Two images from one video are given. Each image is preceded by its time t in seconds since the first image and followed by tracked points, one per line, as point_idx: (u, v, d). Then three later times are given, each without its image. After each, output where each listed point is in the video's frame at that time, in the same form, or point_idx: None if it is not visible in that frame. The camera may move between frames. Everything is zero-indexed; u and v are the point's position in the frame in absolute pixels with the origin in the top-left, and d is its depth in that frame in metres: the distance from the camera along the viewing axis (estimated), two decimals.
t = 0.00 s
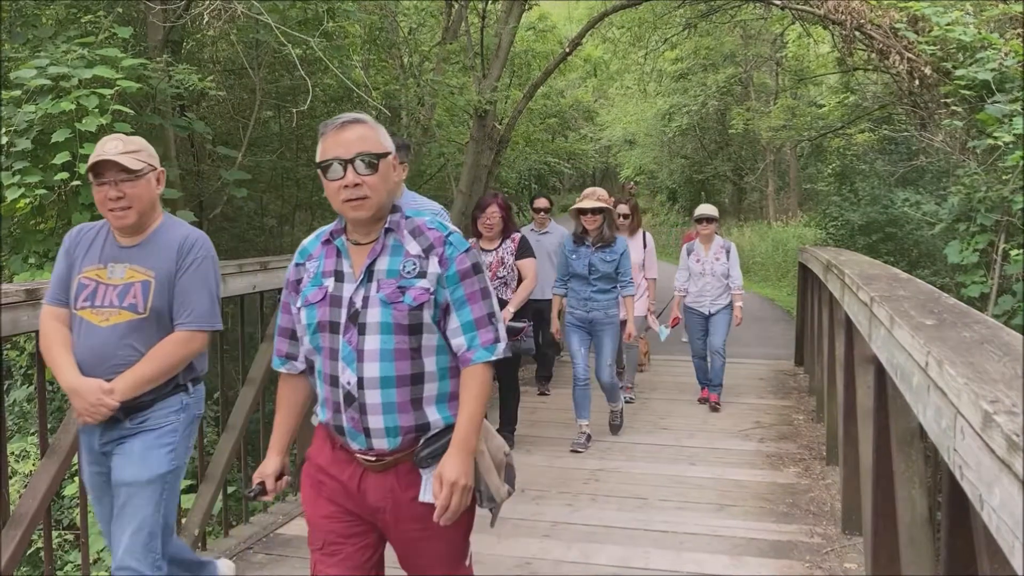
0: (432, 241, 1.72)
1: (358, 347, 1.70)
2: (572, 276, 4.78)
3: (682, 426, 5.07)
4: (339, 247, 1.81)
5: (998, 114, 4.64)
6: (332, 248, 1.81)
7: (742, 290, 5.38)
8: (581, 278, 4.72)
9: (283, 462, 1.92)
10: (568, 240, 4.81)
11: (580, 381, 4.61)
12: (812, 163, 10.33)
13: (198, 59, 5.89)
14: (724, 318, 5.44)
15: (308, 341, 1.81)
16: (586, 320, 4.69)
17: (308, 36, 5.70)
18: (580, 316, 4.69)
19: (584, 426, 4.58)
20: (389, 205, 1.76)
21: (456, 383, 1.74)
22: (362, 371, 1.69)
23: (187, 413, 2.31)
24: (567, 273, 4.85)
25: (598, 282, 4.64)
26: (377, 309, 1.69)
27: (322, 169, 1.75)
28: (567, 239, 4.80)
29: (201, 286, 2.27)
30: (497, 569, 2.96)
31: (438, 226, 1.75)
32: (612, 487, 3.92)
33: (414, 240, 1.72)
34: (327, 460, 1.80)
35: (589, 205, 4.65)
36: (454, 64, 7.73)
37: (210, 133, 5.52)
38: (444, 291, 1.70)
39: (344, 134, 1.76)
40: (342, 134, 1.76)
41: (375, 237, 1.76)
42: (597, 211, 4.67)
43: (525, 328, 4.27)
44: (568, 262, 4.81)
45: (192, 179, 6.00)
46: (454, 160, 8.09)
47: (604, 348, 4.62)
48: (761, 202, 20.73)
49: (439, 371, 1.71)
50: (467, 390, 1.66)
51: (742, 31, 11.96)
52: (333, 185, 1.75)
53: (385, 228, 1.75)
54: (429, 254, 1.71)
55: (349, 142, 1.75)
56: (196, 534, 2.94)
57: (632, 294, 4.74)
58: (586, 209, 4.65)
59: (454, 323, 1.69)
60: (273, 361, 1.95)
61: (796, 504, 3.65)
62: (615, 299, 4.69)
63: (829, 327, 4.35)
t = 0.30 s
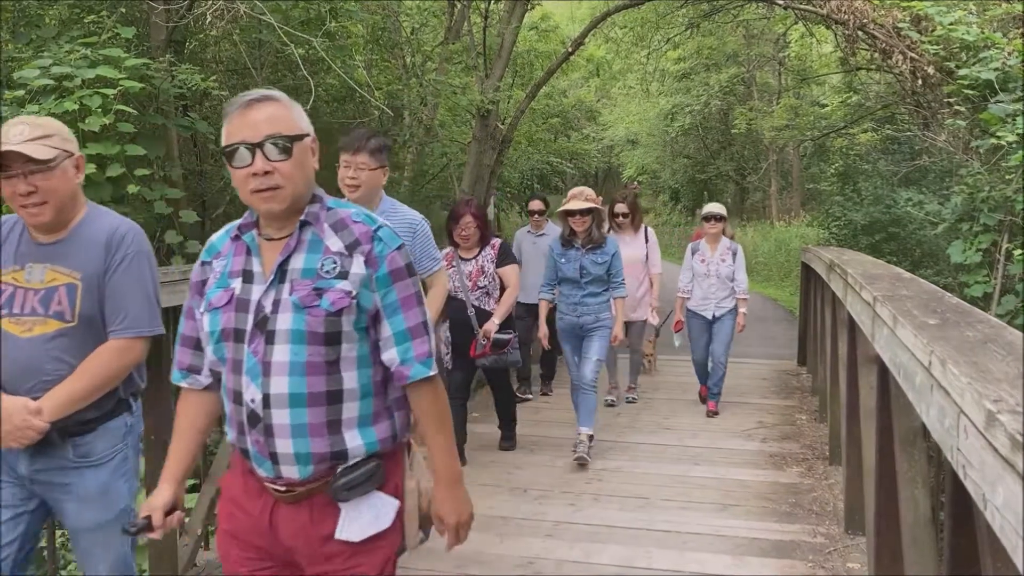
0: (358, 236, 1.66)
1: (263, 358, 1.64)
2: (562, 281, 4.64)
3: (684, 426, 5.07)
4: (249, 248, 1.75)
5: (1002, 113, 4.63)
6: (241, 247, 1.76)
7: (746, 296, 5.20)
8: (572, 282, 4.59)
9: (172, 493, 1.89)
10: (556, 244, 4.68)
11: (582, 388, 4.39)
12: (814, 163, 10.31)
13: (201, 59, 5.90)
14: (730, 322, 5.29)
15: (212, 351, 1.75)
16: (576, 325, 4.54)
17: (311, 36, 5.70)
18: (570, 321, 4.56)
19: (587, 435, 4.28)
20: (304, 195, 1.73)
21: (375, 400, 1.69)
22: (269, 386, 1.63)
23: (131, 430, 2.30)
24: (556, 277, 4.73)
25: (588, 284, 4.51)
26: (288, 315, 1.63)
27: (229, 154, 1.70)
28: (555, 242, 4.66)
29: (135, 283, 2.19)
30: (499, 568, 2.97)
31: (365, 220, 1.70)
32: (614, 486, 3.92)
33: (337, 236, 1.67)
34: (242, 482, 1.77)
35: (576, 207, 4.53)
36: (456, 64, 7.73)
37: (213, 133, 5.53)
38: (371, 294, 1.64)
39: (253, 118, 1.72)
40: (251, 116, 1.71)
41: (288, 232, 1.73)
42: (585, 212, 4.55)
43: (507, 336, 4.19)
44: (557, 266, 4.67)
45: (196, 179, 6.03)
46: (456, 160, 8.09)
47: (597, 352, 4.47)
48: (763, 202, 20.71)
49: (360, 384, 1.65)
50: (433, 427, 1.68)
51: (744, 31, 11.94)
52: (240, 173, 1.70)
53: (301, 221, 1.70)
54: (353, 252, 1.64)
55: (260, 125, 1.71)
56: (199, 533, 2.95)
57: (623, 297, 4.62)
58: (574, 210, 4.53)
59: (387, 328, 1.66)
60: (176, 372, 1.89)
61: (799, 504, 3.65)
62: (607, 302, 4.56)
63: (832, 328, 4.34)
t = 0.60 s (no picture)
0: (288, 266, 1.44)
1: (172, 409, 1.44)
2: (551, 282, 4.36)
3: (687, 426, 5.07)
4: (160, 274, 1.53)
5: (1005, 113, 4.62)
6: (153, 274, 1.54)
7: (752, 296, 5.07)
8: (562, 283, 4.31)
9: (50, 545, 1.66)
10: (546, 243, 4.39)
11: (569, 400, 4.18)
12: (817, 162, 10.30)
13: (204, 59, 5.91)
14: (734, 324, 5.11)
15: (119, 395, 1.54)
16: (566, 330, 4.26)
17: (313, 35, 5.69)
18: (559, 326, 4.28)
19: (576, 449, 4.11)
20: (227, 211, 1.51)
21: (306, 456, 1.49)
22: (178, 443, 1.44)
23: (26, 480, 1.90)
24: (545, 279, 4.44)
25: (579, 287, 4.24)
26: (201, 360, 1.42)
27: (139, 161, 1.50)
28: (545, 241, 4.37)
29: (17, 310, 1.71)
30: (501, 568, 2.97)
31: (299, 245, 1.47)
32: (615, 486, 3.92)
33: (264, 266, 1.44)
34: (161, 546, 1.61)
35: (567, 202, 4.26)
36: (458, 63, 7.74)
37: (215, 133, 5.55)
38: (306, 336, 1.43)
39: (166, 122, 1.51)
40: (164, 119, 1.51)
41: (208, 256, 1.51)
42: (577, 208, 4.29)
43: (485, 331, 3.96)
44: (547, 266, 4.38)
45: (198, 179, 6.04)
46: (459, 160, 8.09)
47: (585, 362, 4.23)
48: (766, 202, 20.70)
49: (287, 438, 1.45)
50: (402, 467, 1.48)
51: (748, 30, 11.92)
52: (151, 184, 1.49)
53: (221, 245, 1.47)
54: (281, 286, 1.43)
55: (175, 131, 1.50)
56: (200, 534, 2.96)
57: (617, 301, 4.34)
58: (565, 206, 4.27)
59: (327, 373, 1.45)
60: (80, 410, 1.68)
61: (801, 504, 3.65)
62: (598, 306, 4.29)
63: (835, 329, 4.34)
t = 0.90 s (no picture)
0: (202, 268, 1.17)
1: (55, 452, 1.16)
2: (542, 287, 4.19)
3: (689, 426, 5.07)
4: (38, 284, 1.24)
5: (1008, 112, 4.61)
6: (31, 284, 1.25)
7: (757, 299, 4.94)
8: (552, 289, 4.13)
9: None
10: (535, 247, 4.21)
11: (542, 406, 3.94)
12: (820, 162, 10.31)
13: (206, 58, 5.90)
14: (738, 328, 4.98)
15: None
16: (557, 338, 4.06)
17: (316, 35, 5.69)
18: (550, 333, 4.07)
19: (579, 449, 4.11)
20: (126, 201, 1.20)
21: (226, 506, 1.21)
22: (62, 493, 1.16)
23: None
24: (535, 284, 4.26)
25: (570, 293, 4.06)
26: (92, 389, 1.14)
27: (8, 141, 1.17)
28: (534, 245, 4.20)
29: None
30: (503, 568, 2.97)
31: (214, 241, 1.20)
32: (618, 486, 3.92)
33: (172, 268, 1.17)
34: None
35: (556, 203, 4.13)
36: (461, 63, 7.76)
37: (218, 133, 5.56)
38: (227, 350, 1.16)
39: (41, 89, 1.18)
40: (42, 85, 1.18)
41: (102, 261, 1.22)
42: (565, 210, 4.15)
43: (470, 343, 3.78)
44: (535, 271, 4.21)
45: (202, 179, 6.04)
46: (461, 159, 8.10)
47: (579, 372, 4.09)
48: (768, 201, 20.70)
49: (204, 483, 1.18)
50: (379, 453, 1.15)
51: (750, 29, 11.91)
52: (29, 171, 1.17)
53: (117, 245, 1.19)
54: (194, 291, 1.16)
55: (54, 100, 1.18)
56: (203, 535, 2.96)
57: (611, 308, 4.15)
58: (552, 207, 4.14)
59: (269, 386, 1.16)
60: None
61: (804, 504, 3.65)
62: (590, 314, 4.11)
63: (837, 328, 4.34)
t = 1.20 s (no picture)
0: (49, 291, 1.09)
1: None
2: (526, 287, 3.93)
3: (693, 426, 5.06)
4: None
5: (1012, 111, 4.60)
6: None
7: (761, 297, 4.81)
8: (537, 290, 3.88)
9: None
10: (519, 245, 3.97)
11: (540, 418, 3.73)
12: (823, 161, 10.29)
13: (209, 59, 5.95)
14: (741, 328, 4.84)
15: None
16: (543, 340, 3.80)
17: (320, 35, 5.70)
18: (535, 337, 3.82)
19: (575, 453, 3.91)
20: None
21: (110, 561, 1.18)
22: None
23: None
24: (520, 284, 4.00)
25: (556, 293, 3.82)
26: None
27: None
28: (517, 242, 3.96)
29: None
30: (507, 568, 2.97)
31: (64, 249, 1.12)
32: (621, 486, 3.92)
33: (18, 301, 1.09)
34: None
35: (538, 197, 3.87)
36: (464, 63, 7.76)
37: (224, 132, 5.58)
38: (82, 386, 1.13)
39: None
40: None
41: None
42: (551, 204, 3.89)
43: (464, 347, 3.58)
44: (520, 271, 3.96)
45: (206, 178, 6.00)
46: (465, 159, 8.09)
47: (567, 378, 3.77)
48: (772, 201, 20.70)
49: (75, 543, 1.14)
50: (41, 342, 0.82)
51: (754, 29, 11.91)
52: None
53: None
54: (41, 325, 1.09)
55: None
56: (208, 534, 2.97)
57: (599, 310, 3.92)
58: (536, 202, 3.87)
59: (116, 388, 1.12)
60: None
61: (808, 504, 3.64)
62: (578, 315, 3.86)
63: (841, 327, 4.35)
